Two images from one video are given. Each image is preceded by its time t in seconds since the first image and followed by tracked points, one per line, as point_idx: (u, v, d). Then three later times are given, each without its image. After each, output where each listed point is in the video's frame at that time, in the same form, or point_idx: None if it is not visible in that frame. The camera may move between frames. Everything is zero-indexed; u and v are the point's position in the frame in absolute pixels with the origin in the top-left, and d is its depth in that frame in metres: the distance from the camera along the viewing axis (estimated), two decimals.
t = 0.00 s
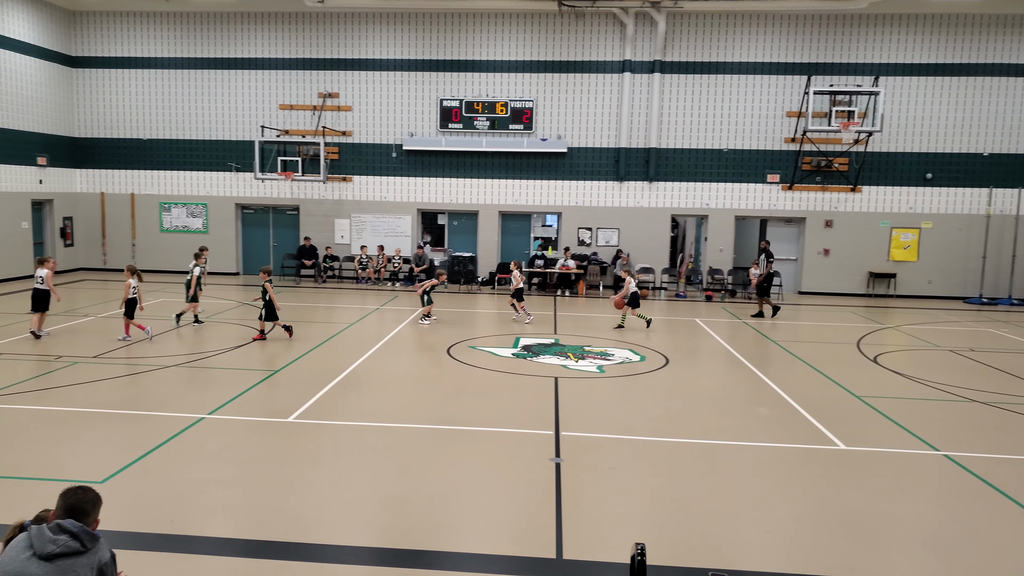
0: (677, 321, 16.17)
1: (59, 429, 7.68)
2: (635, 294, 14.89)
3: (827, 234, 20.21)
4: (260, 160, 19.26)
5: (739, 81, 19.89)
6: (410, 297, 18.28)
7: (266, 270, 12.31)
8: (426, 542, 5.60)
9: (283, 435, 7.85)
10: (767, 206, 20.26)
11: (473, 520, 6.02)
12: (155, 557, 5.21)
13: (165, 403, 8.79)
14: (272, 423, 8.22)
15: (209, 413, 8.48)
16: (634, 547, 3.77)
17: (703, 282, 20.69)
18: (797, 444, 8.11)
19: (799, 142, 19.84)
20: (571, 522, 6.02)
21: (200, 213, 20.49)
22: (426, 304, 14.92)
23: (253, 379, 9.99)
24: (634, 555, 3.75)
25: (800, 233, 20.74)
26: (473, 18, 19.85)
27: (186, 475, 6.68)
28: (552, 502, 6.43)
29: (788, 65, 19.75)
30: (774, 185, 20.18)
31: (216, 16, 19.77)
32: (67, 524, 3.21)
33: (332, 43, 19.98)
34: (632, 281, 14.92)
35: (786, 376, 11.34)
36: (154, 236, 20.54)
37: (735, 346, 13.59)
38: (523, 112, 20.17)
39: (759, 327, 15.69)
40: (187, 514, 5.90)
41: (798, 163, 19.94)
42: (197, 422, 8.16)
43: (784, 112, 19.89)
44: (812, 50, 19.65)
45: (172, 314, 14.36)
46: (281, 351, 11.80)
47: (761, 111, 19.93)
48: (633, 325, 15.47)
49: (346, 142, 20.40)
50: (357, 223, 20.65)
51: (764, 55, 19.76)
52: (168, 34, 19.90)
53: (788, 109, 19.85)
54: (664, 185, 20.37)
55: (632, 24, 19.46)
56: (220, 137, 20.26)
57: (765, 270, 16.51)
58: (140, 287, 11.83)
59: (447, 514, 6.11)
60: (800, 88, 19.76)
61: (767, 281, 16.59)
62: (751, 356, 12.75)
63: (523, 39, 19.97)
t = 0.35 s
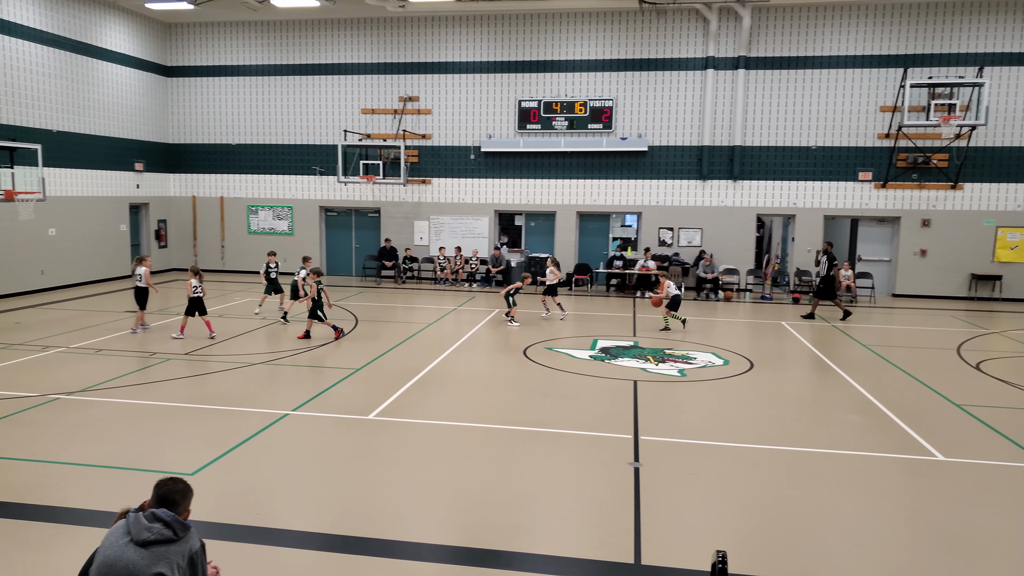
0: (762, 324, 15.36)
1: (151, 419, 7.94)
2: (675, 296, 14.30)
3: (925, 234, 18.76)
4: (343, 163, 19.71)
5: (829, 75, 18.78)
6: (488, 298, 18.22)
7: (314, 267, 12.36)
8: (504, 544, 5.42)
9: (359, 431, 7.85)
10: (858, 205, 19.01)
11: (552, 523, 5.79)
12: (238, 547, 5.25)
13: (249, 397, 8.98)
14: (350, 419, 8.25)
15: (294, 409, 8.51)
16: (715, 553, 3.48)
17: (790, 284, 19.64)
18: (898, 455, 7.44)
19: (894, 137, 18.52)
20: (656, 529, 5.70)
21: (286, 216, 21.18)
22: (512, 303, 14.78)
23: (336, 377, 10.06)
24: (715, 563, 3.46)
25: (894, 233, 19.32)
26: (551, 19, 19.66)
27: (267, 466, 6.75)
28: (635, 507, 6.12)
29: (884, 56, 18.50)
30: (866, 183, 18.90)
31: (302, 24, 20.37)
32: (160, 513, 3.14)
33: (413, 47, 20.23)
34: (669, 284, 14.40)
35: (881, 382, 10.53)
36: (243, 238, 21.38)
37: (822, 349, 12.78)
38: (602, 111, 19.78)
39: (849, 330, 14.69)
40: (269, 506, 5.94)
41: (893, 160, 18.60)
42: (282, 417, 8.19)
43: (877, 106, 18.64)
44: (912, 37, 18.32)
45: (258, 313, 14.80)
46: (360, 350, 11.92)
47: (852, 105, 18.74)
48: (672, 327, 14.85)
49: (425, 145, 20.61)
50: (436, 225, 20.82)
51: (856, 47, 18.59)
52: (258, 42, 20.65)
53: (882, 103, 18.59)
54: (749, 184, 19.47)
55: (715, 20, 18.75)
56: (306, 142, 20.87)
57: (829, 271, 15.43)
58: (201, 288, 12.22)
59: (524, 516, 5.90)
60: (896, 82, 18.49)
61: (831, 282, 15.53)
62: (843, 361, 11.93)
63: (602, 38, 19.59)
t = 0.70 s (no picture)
0: (834, 327, 14.65)
1: (217, 415, 8.12)
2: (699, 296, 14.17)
3: (1011, 234, 17.55)
4: (405, 166, 19.91)
5: (905, 68, 17.85)
6: (548, 299, 18.05)
7: (349, 267, 12.21)
8: (564, 547, 5.26)
9: (417, 429, 7.82)
10: (936, 204, 17.95)
11: (614, 526, 5.59)
12: (298, 540, 5.26)
13: (312, 395, 9.09)
14: (408, 417, 8.23)
15: (357, 408, 8.57)
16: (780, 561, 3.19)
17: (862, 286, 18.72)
18: (988, 464, 6.91)
19: (975, 132, 17.44)
20: (724, 536, 5.43)
21: (349, 218, 21.57)
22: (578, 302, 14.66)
23: (398, 376, 10.10)
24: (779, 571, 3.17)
25: (976, 233, 18.12)
26: (612, 17, 19.37)
27: (326, 462, 6.79)
28: (701, 512, 5.85)
29: (966, 48, 17.46)
30: (945, 181, 17.83)
31: (366, 28, 20.70)
32: (227, 505, 3.12)
33: (473, 49, 20.26)
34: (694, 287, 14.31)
35: (967, 387, 9.84)
36: (308, 239, 21.89)
37: (897, 353, 12.09)
38: (665, 109, 19.33)
39: (930, 334, 13.87)
40: (328, 501, 5.96)
41: (975, 156, 17.50)
42: (345, 415, 8.25)
43: (957, 100, 17.61)
44: (998, 26, 17.23)
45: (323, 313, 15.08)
46: (421, 350, 11.95)
47: (930, 99, 17.75)
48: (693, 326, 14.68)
49: (486, 146, 20.61)
50: (496, 226, 20.78)
51: (935, 38, 17.62)
52: (324, 47, 21.09)
53: (962, 96, 17.54)
54: (820, 182, 18.65)
55: (784, 14, 18.08)
56: (369, 144, 21.20)
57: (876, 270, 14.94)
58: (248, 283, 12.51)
59: (585, 518, 5.73)
60: (978, 74, 17.41)
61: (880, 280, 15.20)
62: (923, 365, 11.23)
63: (665, 34, 19.15)
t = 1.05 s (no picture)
0: (906, 330, 13.94)
1: (276, 412, 8.26)
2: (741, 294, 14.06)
3: None
4: (461, 167, 19.97)
5: (981, 61, 16.97)
6: (604, 301, 17.79)
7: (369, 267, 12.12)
8: (621, 551, 5.10)
9: (469, 429, 7.76)
10: (1016, 203, 16.94)
11: (673, 532, 5.40)
12: (353, 536, 5.27)
13: (368, 393, 9.15)
14: (460, 416, 8.19)
15: (412, 407, 8.58)
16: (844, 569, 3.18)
17: (934, 288, 17.80)
18: None
19: None
20: (792, 547, 5.15)
21: (406, 219, 21.80)
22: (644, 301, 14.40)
23: (452, 376, 10.08)
24: None
25: None
26: (670, 15, 19.01)
27: (381, 460, 6.79)
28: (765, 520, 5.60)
29: None
30: None
31: (422, 30, 20.88)
32: (285, 502, 3.06)
33: (529, 50, 20.20)
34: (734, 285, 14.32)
35: None
36: (366, 241, 22.24)
37: (976, 358, 11.39)
38: (726, 107, 18.81)
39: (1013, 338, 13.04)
40: (382, 498, 5.95)
41: None
42: (400, 414, 8.27)
43: None
44: None
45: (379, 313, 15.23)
46: (475, 350, 11.92)
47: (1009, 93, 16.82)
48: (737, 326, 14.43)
49: (542, 147, 20.49)
50: (551, 226, 20.61)
51: (1014, 29, 16.74)
52: (381, 50, 21.38)
53: None
54: (889, 180, 17.84)
55: (851, 7, 17.42)
56: (425, 146, 21.38)
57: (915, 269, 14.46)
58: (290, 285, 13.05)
59: (643, 522, 5.55)
60: None
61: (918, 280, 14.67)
62: (1005, 371, 10.56)
63: (725, 31, 18.68)
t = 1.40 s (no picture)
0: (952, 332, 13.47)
1: (308, 411, 8.32)
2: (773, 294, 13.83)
3: None
4: (493, 168, 19.96)
5: None
6: (637, 301, 17.60)
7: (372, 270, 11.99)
8: (656, 554, 4.99)
9: (500, 430, 7.70)
10: None
11: (709, 535, 5.27)
12: (385, 534, 5.25)
13: (399, 393, 9.15)
14: (491, 417, 8.14)
15: (444, 407, 8.56)
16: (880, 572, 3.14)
17: (978, 289, 17.25)
18: None
19: None
20: (834, 553, 4.98)
21: (438, 220, 21.88)
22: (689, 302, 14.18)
23: (484, 377, 10.04)
24: None
25: None
26: (704, 13, 18.74)
27: (414, 460, 6.78)
28: (805, 525, 5.43)
29: None
30: None
31: (455, 32, 20.94)
32: (319, 501, 3.03)
33: (561, 51, 20.12)
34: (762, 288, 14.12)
35: None
36: (399, 241, 22.39)
37: None
38: (762, 106, 18.48)
39: None
40: (413, 497, 5.93)
41: None
42: (432, 414, 8.25)
43: None
44: None
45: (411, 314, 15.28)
46: (507, 350, 11.86)
47: None
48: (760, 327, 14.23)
49: (574, 147, 20.36)
50: (584, 226, 20.45)
51: None
52: (414, 52, 21.49)
53: None
54: (931, 179, 17.33)
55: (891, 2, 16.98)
56: (457, 147, 21.42)
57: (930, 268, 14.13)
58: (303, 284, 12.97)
59: (678, 525, 5.43)
60: None
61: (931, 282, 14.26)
62: None
63: (760, 29, 18.38)
